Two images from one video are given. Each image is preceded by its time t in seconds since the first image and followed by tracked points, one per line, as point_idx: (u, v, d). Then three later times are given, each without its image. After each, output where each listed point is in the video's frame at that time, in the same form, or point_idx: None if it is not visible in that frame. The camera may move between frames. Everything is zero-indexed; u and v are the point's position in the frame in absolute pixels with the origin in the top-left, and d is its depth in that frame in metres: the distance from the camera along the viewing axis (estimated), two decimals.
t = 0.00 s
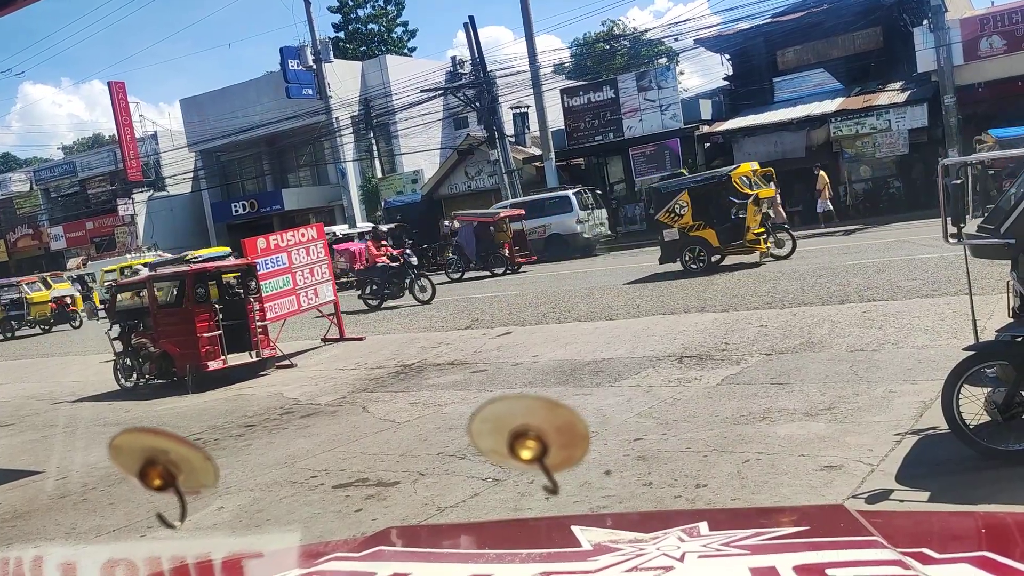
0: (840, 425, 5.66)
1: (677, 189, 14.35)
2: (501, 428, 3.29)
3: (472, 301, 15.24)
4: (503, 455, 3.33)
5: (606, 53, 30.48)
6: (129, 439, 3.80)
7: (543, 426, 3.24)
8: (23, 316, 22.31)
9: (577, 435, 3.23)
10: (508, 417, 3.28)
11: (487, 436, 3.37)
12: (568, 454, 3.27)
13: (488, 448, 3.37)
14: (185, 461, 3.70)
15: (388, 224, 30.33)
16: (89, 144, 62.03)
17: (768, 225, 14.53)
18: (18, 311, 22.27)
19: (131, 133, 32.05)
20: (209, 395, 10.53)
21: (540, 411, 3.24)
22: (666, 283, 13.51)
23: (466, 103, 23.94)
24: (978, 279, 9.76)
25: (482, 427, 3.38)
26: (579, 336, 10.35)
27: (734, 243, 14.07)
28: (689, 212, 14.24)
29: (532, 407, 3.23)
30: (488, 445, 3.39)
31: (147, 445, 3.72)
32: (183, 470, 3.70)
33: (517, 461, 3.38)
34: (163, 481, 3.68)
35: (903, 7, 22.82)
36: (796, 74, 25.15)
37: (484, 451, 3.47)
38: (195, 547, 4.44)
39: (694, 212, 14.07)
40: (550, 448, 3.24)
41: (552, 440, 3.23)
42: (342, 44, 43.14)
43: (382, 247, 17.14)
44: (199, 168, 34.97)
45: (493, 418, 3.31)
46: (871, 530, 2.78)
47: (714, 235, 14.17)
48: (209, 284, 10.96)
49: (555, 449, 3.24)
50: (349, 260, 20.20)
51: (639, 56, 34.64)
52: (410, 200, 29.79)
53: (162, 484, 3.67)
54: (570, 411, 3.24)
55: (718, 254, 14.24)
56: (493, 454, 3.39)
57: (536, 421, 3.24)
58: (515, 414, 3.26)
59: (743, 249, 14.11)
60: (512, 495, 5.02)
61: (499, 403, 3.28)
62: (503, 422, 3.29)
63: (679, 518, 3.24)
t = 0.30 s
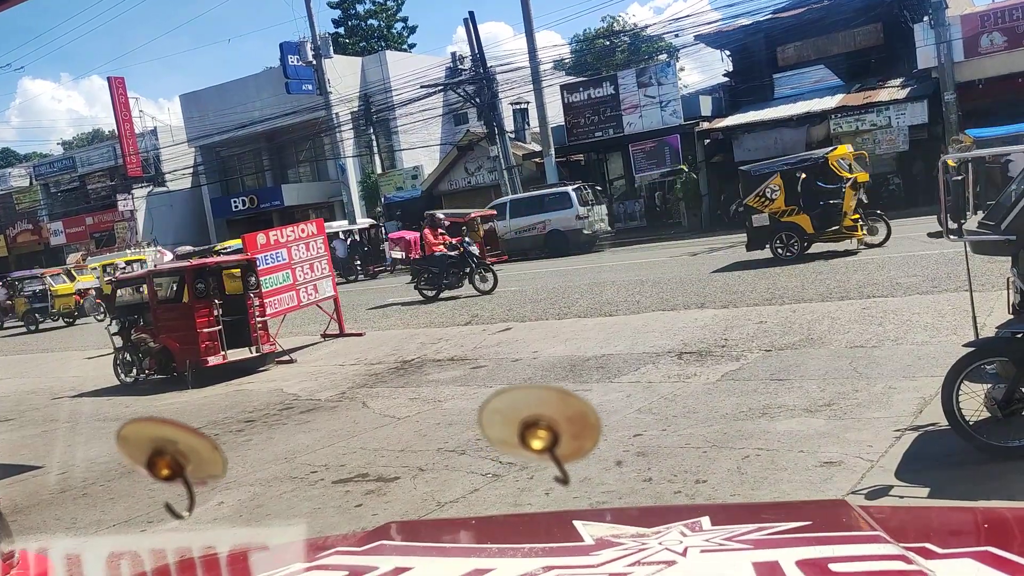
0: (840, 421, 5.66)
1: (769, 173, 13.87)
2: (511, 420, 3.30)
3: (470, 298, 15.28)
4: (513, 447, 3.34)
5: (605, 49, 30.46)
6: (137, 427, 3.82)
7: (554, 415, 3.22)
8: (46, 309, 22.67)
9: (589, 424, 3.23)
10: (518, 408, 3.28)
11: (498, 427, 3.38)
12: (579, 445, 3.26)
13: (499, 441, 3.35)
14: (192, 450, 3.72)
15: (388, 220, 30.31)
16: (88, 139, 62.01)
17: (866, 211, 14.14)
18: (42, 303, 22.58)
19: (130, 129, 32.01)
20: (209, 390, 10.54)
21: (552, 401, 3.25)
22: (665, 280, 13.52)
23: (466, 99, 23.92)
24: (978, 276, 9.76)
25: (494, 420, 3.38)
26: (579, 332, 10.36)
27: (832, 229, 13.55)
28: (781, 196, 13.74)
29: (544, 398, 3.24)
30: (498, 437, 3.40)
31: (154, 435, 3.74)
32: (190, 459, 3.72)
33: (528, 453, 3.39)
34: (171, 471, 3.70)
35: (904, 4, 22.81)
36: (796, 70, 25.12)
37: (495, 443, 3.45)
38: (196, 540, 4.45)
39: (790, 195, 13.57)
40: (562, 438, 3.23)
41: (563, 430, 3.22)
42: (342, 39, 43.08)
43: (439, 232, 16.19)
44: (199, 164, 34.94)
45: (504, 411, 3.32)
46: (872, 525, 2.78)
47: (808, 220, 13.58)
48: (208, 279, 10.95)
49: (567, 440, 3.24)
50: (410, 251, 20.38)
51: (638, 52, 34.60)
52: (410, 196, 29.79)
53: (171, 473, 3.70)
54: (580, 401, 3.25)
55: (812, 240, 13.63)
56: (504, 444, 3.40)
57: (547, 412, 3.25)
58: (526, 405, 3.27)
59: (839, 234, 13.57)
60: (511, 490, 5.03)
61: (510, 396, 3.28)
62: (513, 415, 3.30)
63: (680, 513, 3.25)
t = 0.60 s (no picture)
0: (839, 418, 5.66)
1: (870, 156, 13.74)
2: (517, 412, 3.61)
3: (469, 294, 15.28)
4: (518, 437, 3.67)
5: (605, 45, 30.40)
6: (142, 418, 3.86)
7: (560, 406, 3.54)
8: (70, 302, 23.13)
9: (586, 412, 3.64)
10: (526, 401, 3.59)
11: (504, 419, 3.71)
12: (580, 433, 3.64)
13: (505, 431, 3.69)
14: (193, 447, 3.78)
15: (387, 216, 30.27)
16: (86, 135, 61.93)
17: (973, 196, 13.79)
18: (66, 297, 23.00)
19: (129, 125, 31.96)
20: (208, 386, 10.53)
21: (558, 393, 3.58)
22: (664, 276, 13.52)
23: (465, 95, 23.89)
24: (977, 272, 9.76)
25: (501, 411, 3.72)
26: (578, 328, 10.37)
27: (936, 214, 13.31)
28: (883, 179, 13.59)
29: (550, 391, 3.58)
30: (503, 427, 3.75)
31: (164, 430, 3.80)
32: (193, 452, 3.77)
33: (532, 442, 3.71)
34: (171, 463, 3.74)
35: None
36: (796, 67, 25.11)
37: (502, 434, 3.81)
38: (194, 536, 4.44)
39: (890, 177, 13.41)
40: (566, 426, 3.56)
41: (568, 420, 3.56)
42: (340, 35, 43.01)
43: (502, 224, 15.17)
44: (197, 160, 34.88)
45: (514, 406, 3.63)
46: (874, 520, 2.78)
47: (912, 205, 13.42)
48: (207, 275, 10.94)
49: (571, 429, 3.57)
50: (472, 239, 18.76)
51: (638, 48, 34.56)
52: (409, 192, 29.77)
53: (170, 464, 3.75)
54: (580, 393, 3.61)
55: (916, 226, 13.47)
56: (511, 433, 3.73)
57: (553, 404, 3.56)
58: (533, 398, 3.57)
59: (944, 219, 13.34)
60: (511, 486, 5.02)
61: (521, 388, 3.62)
62: (520, 407, 3.61)
63: (680, 509, 3.25)
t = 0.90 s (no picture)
0: (837, 417, 5.67)
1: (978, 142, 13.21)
2: (521, 417, 4.11)
3: (466, 294, 15.28)
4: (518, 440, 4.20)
5: (603, 45, 30.41)
6: (138, 428, 4.25)
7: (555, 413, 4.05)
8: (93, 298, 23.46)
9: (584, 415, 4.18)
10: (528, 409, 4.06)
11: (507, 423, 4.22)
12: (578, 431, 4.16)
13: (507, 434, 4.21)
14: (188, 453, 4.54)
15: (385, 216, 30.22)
16: (83, 135, 61.93)
17: None
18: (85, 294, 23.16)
19: (126, 124, 31.93)
20: (206, 386, 10.52)
21: (556, 400, 4.05)
22: (662, 275, 13.54)
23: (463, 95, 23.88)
24: (975, 271, 9.76)
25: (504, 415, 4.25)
26: (576, 327, 10.38)
27: None
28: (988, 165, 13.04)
29: (550, 400, 4.04)
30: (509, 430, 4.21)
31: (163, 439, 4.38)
32: (189, 458, 4.55)
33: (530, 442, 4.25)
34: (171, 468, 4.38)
35: None
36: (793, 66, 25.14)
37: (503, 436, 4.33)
38: (193, 539, 4.43)
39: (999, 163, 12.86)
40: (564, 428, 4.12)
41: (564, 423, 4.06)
42: (338, 35, 42.97)
43: (569, 215, 14.58)
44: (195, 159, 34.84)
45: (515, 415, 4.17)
46: (871, 521, 2.79)
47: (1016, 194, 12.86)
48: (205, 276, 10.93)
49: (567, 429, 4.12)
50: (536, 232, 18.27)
51: (636, 48, 34.56)
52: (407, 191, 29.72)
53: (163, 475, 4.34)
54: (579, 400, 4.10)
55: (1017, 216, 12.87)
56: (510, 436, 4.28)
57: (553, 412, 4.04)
58: (532, 405, 4.04)
59: None
60: (509, 487, 5.02)
61: (520, 398, 4.11)
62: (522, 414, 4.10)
63: (678, 509, 3.26)
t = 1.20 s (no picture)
0: (833, 419, 5.68)
1: None
2: (513, 423, 4.76)
3: (462, 297, 15.26)
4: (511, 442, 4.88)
5: (598, 48, 30.46)
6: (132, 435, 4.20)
7: (548, 420, 4.70)
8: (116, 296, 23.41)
9: (573, 423, 4.93)
10: (521, 413, 4.74)
11: (501, 428, 4.91)
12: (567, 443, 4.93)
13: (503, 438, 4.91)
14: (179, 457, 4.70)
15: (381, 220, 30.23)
16: (79, 139, 61.95)
17: None
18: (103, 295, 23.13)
19: (122, 129, 31.92)
20: (202, 391, 10.49)
21: (546, 407, 4.73)
22: (659, 278, 13.55)
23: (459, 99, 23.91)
24: (970, 274, 9.79)
25: (493, 422, 4.99)
26: (572, 330, 10.39)
27: None
28: None
29: (541, 405, 4.74)
30: (498, 436, 5.00)
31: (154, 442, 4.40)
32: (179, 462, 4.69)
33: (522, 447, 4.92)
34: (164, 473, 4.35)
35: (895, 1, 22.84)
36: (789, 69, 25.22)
37: (492, 436, 5.12)
38: (188, 544, 4.43)
39: None
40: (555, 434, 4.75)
41: (555, 429, 4.77)
42: (334, 39, 43.00)
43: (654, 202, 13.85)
44: (190, 163, 34.81)
45: (505, 415, 4.85)
46: (866, 523, 2.80)
47: None
48: (201, 280, 10.91)
49: (557, 437, 4.80)
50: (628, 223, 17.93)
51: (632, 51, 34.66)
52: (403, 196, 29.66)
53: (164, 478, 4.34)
54: (565, 407, 4.84)
55: None
56: (504, 440, 4.96)
57: (543, 414, 4.76)
58: (527, 410, 4.74)
59: None
60: (506, 490, 5.03)
61: (516, 404, 4.79)
62: (516, 418, 4.77)
63: (675, 513, 3.26)
